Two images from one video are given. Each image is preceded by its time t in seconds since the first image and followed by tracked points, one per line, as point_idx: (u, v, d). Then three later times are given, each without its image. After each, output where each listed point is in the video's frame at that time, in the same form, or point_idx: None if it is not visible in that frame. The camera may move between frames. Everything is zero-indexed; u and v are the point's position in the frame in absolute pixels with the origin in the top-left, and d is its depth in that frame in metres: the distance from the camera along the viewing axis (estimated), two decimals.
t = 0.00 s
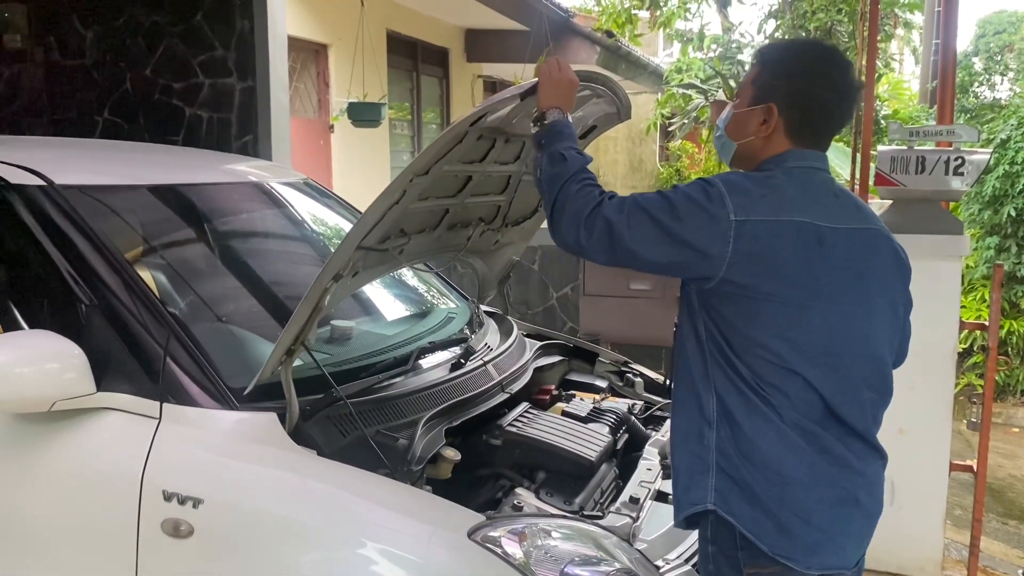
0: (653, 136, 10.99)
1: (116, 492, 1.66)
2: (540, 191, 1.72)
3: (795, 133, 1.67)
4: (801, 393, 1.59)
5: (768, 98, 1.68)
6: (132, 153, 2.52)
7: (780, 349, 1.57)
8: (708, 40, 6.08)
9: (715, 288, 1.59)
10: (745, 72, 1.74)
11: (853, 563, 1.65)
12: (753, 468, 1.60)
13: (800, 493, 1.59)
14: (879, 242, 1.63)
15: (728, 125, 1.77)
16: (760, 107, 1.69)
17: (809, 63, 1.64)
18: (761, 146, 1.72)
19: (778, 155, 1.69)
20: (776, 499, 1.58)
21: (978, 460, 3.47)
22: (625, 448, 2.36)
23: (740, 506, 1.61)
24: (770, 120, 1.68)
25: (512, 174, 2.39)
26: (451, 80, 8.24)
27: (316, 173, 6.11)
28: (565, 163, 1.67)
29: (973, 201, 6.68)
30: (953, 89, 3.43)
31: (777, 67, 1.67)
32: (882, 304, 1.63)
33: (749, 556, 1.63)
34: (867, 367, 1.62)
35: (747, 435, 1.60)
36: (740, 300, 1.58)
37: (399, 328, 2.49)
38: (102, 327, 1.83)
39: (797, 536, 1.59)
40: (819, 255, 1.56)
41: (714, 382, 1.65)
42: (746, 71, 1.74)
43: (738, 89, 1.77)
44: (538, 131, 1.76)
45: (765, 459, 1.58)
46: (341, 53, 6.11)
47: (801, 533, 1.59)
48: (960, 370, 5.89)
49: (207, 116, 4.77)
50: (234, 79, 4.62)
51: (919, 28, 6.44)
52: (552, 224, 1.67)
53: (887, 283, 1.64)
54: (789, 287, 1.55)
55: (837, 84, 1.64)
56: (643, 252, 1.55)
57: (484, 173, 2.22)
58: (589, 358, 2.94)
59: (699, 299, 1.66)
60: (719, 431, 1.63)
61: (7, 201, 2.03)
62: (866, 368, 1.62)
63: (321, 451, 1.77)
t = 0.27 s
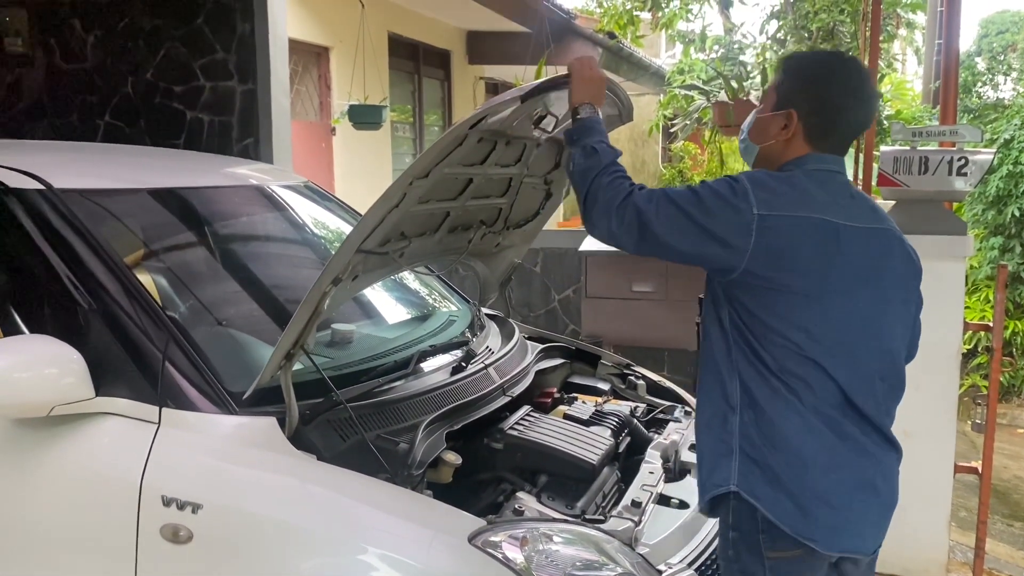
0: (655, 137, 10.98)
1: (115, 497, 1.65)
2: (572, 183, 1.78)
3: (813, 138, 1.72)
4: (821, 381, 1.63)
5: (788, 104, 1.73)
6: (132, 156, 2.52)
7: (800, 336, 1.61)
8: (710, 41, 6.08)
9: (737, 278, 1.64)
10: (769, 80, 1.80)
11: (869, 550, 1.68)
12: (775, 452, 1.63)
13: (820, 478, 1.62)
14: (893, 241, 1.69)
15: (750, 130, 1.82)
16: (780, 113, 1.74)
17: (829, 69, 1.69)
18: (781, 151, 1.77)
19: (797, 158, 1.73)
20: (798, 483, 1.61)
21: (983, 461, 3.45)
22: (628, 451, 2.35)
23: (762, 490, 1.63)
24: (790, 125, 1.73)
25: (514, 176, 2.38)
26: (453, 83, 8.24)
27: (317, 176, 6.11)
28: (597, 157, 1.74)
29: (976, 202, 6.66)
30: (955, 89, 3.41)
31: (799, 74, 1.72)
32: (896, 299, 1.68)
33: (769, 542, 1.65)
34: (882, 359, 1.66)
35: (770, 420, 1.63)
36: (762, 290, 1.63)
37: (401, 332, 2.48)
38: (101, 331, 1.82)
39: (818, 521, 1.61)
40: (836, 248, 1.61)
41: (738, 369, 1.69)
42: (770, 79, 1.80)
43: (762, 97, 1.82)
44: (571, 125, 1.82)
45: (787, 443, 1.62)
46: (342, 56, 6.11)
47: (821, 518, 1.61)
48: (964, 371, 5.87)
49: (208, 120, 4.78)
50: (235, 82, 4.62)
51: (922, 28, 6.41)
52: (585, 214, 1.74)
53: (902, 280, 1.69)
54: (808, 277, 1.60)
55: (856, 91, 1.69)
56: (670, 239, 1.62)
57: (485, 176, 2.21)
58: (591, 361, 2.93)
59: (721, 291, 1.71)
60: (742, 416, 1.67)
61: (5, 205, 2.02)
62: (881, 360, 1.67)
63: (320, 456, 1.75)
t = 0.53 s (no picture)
0: (659, 138, 10.97)
1: (111, 504, 1.65)
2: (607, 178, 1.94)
3: (838, 140, 1.87)
4: (845, 363, 1.79)
5: (813, 111, 1.88)
6: (131, 161, 2.51)
7: (824, 322, 1.79)
8: (712, 42, 5.99)
9: (767, 270, 1.83)
10: (793, 86, 1.95)
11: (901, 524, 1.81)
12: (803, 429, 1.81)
13: (845, 453, 1.79)
14: (914, 233, 1.84)
15: (778, 134, 1.98)
16: (806, 118, 1.90)
17: (850, 77, 1.85)
18: (809, 153, 1.93)
19: (823, 159, 1.89)
20: (824, 457, 1.79)
21: (988, 464, 3.43)
22: (629, 455, 2.33)
23: (792, 463, 1.82)
24: (816, 129, 1.89)
25: (513, 179, 2.37)
26: (455, 85, 8.23)
27: (319, 179, 6.11)
28: (627, 153, 1.89)
29: (980, 202, 6.63)
30: (957, 90, 3.38)
31: (821, 81, 1.88)
32: (916, 287, 1.83)
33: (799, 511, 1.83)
34: (903, 342, 1.83)
35: (798, 399, 1.82)
36: (789, 280, 1.80)
37: (400, 336, 2.47)
38: (97, 337, 1.81)
39: (845, 493, 1.77)
40: (854, 242, 1.78)
41: (769, 352, 1.88)
42: (794, 85, 1.95)
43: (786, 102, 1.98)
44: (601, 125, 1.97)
45: (814, 420, 1.80)
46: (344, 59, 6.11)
47: (847, 489, 1.77)
48: (969, 372, 5.84)
49: (209, 123, 4.77)
50: (236, 85, 4.62)
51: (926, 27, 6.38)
52: (620, 207, 1.90)
53: (921, 269, 1.84)
54: (831, 267, 1.77)
55: (875, 95, 1.85)
56: (702, 230, 1.79)
57: (483, 179, 2.19)
58: (593, 364, 2.92)
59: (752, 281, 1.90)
60: (773, 395, 1.87)
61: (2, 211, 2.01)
62: (902, 344, 1.83)
63: (317, 463, 1.74)
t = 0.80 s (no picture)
0: (663, 138, 10.94)
1: (103, 511, 1.63)
2: (619, 186, 2.02)
3: (849, 141, 1.98)
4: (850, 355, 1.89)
5: (826, 114, 1.99)
6: (128, 163, 2.50)
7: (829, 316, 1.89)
8: (717, 42, 5.95)
9: (774, 266, 1.95)
10: (802, 88, 2.05)
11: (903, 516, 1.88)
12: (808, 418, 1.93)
13: (848, 443, 1.88)
14: (920, 231, 1.92)
15: (790, 136, 2.08)
16: (819, 121, 2.00)
17: (858, 80, 1.95)
18: (821, 154, 2.03)
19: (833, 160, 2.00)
20: (826, 447, 1.89)
21: (994, 466, 3.40)
22: (629, 459, 2.31)
23: (796, 450, 1.93)
24: (828, 132, 1.99)
25: (511, 181, 2.35)
26: (458, 85, 8.21)
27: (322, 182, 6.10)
28: (636, 160, 1.97)
29: (986, 201, 6.60)
30: (962, 89, 3.36)
31: (828, 85, 1.99)
32: (921, 284, 1.92)
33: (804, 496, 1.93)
34: (908, 336, 1.91)
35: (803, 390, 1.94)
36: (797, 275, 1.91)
37: (399, 339, 2.45)
38: (91, 341, 1.80)
39: (846, 481, 1.87)
40: (856, 236, 1.88)
41: (776, 345, 2.01)
42: (803, 87, 2.05)
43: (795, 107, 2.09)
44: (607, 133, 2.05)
45: (818, 409, 1.91)
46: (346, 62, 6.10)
47: (843, 476, 1.87)
48: (975, 372, 5.80)
49: (209, 125, 4.77)
50: (236, 88, 4.61)
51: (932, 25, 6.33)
52: (633, 210, 1.99)
53: (926, 262, 1.92)
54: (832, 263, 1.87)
55: (881, 95, 1.95)
56: (711, 230, 1.90)
57: (481, 182, 2.18)
58: (593, 366, 2.90)
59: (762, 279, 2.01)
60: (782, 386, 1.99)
61: None
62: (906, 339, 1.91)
63: (312, 468, 1.72)
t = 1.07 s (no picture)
0: (669, 137, 10.90)
1: (95, 517, 1.61)
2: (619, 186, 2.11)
3: (848, 142, 2.13)
4: (844, 356, 2.05)
5: (826, 117, 2.13)
6: (124, 165, 2.48)
7: (823, 319, 2.06)
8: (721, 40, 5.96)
9: (771, 269, 2.13)
10: (800, 92, 2.19)
11: (891, 509, 2.05)
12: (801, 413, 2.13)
13: (837, 438, 2.08)
14: (915, 234, 2.05)
15: (790, 137, 2.22)
16: (820, 124, 2.15)
17: (856, 87, 2.10)
18: (822, 154, 2.18)
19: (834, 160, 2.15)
20: (815, 440, 2.10)
21: (1001, 468, 3.36)
22: (628, 462, 2.28)
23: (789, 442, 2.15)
24: (829, 134, 2.14)
25: (509, 181, 2.33)
26: (462, 85, 8.18)
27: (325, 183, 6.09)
28: (636, 161, 2.06)
29: (995, 199, 6.54)
30: (967, 88, 3.31)
31: (826, 90, 2.13)
32: (916, 289, 2.05)
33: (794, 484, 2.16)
34: (900, 336, 2.04)
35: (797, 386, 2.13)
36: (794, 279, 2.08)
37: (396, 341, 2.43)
38: (83, 344, 1.78)
39: (832, 474, 2.07)
40: (854, 236, 2.02)
41: (772, 345, 2.21)
42: (800, 91, 2.20)
43: (791, 109, 2.23)
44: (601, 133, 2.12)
45: (809, 406, 2.11)
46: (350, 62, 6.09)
47: (821, 471, 2.09)
48: (983, 372, 5.75)
49: (210, 126, 4.75)
50: (237, 88, 4.61)
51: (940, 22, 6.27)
52: (634, 216, 2.10)
53: (918, 265, 2.04)
54: (827, 266, 2.03)
55: (877, 102, 2.11)
56: (712, 230, 2.02)
57: (478, 182, 2.15)
58: (593, 368, 2.87)
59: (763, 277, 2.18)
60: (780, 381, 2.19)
61: None
62: (901, 340, 2.05)
63: (304, 473, 1.70)
